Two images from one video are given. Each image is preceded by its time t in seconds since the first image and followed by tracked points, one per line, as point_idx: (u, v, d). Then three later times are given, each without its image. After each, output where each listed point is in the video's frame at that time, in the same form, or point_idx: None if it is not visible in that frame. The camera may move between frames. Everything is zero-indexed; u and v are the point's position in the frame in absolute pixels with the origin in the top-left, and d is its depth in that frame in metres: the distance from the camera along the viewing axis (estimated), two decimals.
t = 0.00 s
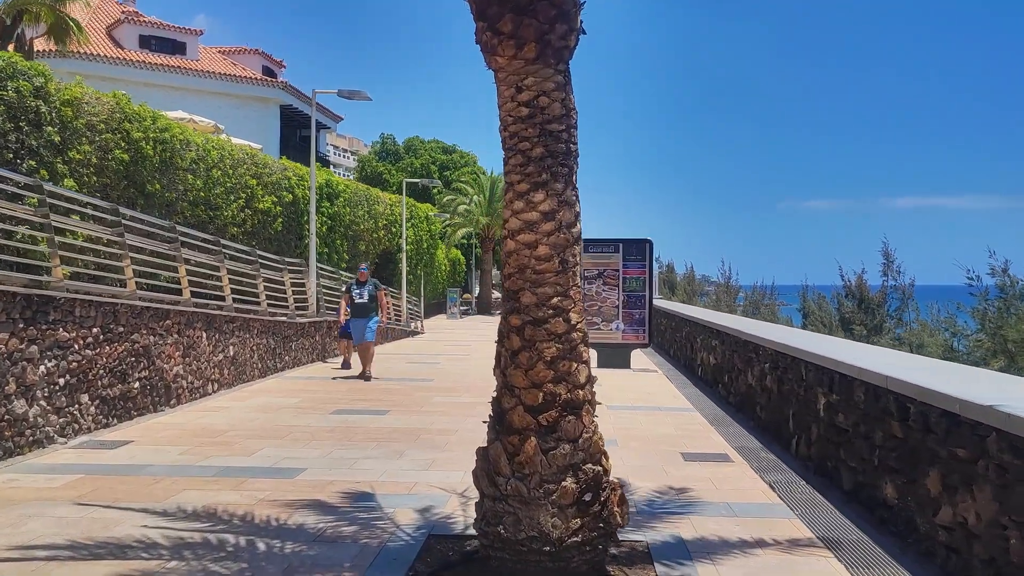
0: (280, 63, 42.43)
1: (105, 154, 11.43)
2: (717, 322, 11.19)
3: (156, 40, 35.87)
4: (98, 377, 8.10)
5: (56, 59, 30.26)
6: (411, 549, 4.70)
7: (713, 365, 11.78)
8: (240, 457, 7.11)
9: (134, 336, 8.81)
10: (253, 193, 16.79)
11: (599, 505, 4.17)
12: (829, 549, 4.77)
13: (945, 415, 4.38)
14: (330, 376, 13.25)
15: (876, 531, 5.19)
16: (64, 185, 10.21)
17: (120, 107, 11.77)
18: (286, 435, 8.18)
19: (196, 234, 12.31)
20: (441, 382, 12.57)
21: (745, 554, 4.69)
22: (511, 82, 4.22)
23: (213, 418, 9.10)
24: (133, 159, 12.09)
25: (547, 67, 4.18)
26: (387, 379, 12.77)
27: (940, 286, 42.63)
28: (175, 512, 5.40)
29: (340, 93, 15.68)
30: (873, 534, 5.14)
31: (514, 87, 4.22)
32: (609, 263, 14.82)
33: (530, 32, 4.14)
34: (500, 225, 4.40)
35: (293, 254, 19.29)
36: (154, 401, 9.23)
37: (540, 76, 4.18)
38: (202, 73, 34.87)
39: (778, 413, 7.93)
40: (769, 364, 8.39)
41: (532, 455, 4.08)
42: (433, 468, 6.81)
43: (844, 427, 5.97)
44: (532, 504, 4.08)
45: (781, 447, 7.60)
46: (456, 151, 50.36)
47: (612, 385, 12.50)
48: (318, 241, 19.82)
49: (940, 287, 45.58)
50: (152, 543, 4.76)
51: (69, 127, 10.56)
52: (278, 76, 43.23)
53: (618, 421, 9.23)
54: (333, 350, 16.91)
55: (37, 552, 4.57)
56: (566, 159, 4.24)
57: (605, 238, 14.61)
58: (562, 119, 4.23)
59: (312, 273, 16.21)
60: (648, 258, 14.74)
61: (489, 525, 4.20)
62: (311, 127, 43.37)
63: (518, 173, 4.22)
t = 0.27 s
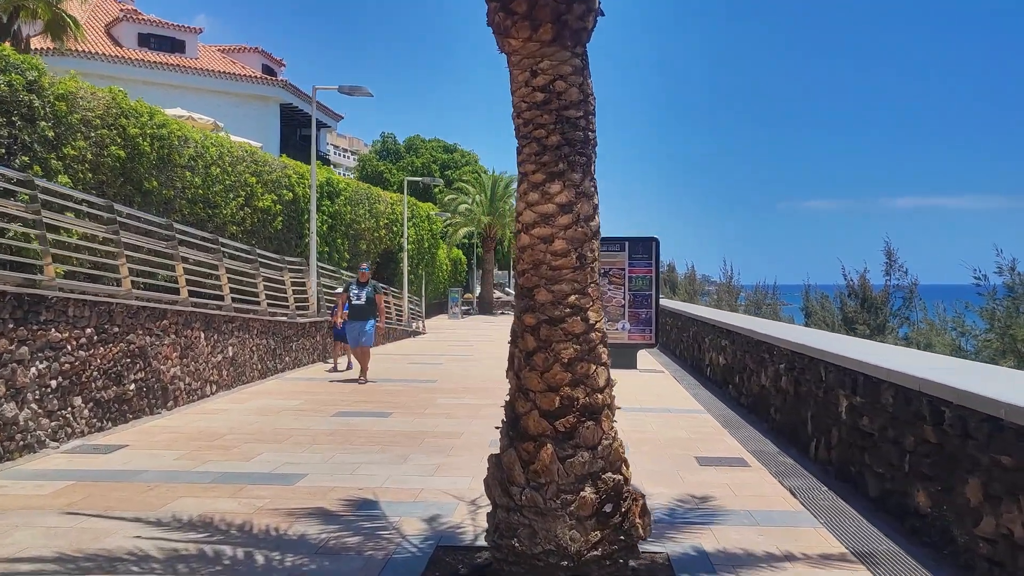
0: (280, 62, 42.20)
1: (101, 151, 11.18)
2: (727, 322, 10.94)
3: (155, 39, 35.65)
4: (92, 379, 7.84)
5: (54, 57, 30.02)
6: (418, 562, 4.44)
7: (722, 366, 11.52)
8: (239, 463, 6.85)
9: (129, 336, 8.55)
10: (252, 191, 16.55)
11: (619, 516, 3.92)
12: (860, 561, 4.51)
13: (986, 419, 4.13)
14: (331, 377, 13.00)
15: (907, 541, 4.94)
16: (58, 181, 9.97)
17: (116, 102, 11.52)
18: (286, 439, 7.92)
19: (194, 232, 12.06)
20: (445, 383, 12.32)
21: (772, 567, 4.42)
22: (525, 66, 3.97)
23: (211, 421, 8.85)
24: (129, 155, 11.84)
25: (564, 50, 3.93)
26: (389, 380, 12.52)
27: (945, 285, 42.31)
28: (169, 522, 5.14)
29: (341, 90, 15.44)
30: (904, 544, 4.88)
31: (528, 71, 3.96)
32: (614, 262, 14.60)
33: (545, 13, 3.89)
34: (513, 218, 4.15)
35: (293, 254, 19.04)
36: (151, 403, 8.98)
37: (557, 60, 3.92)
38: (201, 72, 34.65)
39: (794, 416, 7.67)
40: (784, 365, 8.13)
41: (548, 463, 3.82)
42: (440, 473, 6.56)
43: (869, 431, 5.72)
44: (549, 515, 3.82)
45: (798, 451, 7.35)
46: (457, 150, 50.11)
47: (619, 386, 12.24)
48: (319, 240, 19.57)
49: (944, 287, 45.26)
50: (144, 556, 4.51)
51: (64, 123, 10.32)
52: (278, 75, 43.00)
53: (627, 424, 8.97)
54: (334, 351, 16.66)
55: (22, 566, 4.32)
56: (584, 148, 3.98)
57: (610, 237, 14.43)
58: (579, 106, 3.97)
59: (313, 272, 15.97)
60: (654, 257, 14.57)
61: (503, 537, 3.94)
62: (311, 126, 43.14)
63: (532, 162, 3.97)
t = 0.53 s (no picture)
0: (279, 61, 41.95)
1: (94, 149, 10.94)
2: (737, 324, 10.68)
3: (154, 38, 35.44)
4: (83, 385, 7.57)
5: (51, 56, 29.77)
6: None
7: (731, 369, 11.26)
8: (235, 472, 6.58)
9: (123, 341, 8.28)
10: (251, 191, 16.30)
11: (641, 538, 3.65)
12: None
13: None
14: (331, 380, 12.74)
15: (941, 559, 4.67)
16: (51, 180, 9.72)
17: (110, 100, 11.27)
18: (284, 447, 7.65)
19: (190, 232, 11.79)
20: (447, 386, 12.06)
21: None
22: (538, 55, 3.70)
23: (207, 427, 8.58)
24: (124, 154, 11.59)
25: (581, 37, 3.65)
26: (390, 384, 12.25)
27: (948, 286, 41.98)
28: (160, 539, 4.87)
29: (340, 87, 15.17)
30: (937, 562, 4.61)
31: (542, 60, 3.70)
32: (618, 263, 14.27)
33: None
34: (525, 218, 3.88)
35: (292, 254, 18.77)
36: (145, 409, 8.71)
37: (573, 47, 3.65)
38: (200, 71, 34.45)
39: (811, 422, 7.40)
40: (799, 369, 7.85)
41: (565, 481, 3.56)
42: (444, 484, 6.29)
43: (895, 441, 5.45)
44: (565, 538, 3.55)
45: (815, 459, 7.08)
46: (458, 149, 49.84)
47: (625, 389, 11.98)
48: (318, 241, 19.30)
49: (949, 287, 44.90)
50: None
51: (56, 120, 10.09)
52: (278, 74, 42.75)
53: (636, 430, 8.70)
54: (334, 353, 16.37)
55: None
56: (602, 142, 3.71)
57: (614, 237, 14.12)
58: (597, 98, 3.70)
59: (313, 273, 15.70)
60: (660, 256, 14.17)
61: (516, 560, 3.68)
62: (310, 125, 42.89)
63: (546, 158, 3.70)
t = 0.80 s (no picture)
0: (278, 59, 41.70)
1: (88, 145, 10.73)
2: (746, 323, 10.44)
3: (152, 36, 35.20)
4: (74, 387, 7.32)
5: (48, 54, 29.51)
6: None
7: (740, 369, 11.01)
8: (231, 477, 6.34)
9: (115, 340, 8.03)
10: (249, 188, 16.07)
11: (662, 552, 3.40)
12: None
13: None
14: (330, 381, 12.48)
15: (974, 569, 4.42)
16: (43, 176, 9.53)
17: (104, 94, 11.02)
18: (281, 450, 7.39)
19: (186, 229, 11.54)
20: (449, 387, 11.81)
21: None
22: (552, 33, 3.45)
23: (202, 430, 8.33)
24: (118, 150, 11.34)
25: (598, 14, 3.41)
26: (391, 385, 11.99)
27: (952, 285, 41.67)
28: (150, 549, 4.62)
29: (339, 83, 14.92)
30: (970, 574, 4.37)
31: (557, 38, 3.45)
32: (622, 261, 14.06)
33: None
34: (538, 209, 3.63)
35: (291, 253, 18.52)
36: (139, 411, 8.46)
37: (589, 25, 3.41)
38: (198, 69, 34.25)
39: (827, 424, 7.15)
40: (813, 369, 7.61)
41: (581, 491, 3.31)
42: (448, 489, 6.04)
43: (921, 444, 5.21)
44: (582, 552, 3.30)
45: (832, 463, 6.83)
46: (458, 148, 49.58)
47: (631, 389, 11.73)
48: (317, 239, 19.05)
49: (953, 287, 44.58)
50: None
51: (48, 114, 9.92)
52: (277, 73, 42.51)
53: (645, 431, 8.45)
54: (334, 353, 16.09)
55: None
56: (620, 127, 3.46)
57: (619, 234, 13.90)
58: (615, 79, 3.45)
59: (312, 272, 15.45)
60: (665, 254, 13.96)
61: None
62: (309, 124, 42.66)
63: (560, 144, 3.45)
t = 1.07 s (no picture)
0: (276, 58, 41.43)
1: (80, 142, 10.48)
2: (754, 325, 10.20)
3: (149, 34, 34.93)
4: (63, 393, 7.05)
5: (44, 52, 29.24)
6: None
7: (747, 371, 10.79)
8: (225, 488, 6.08)
9: (106, 345, 7.76)
10: (246, 187, 15.81)
11: None
12: None
13: None
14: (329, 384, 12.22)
15: None
16: (33, 174, 9.39)
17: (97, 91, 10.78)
18: (278, 458, 7.13)
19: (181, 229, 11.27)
20: (450, 390, 11.55)
21: None
22: (568, 16, 3.20)
23: (197, 436, 8.07)
24: (111, 148, 11.08)
25: None
26: (391, 388, 11.72)
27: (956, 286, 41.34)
28: (137, 568, 4.36)
29: (337, 80, 14.64)
30: None
31: (572, 22, 3.20)
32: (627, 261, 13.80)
33: None
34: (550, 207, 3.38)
35: (289, 253, 18.26)
36: (131, 418, 8.20)
37: (608, 7, 3.16)
38: (196, 67, 34.03)
39: (843, 431, 6.89)
40: (828, 373, 7.35)
41: (600, 513, 3.05)
42: (452, 500, 5.79)
43: (949, 454, 4.95)
44: None
45: (850, 471, 6.57)
46: (457, 148, 49.29)
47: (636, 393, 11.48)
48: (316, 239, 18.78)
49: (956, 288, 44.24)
50: None
51: (38, 111, 9.79)
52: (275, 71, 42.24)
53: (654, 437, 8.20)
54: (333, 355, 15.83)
55: None
56: (641, 118, 3.20)
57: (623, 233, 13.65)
58: (636, 66, 3.19)
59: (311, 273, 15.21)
60: (670, 254, 13.70)
61: None
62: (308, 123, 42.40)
63: (576, 136, 3.18)
